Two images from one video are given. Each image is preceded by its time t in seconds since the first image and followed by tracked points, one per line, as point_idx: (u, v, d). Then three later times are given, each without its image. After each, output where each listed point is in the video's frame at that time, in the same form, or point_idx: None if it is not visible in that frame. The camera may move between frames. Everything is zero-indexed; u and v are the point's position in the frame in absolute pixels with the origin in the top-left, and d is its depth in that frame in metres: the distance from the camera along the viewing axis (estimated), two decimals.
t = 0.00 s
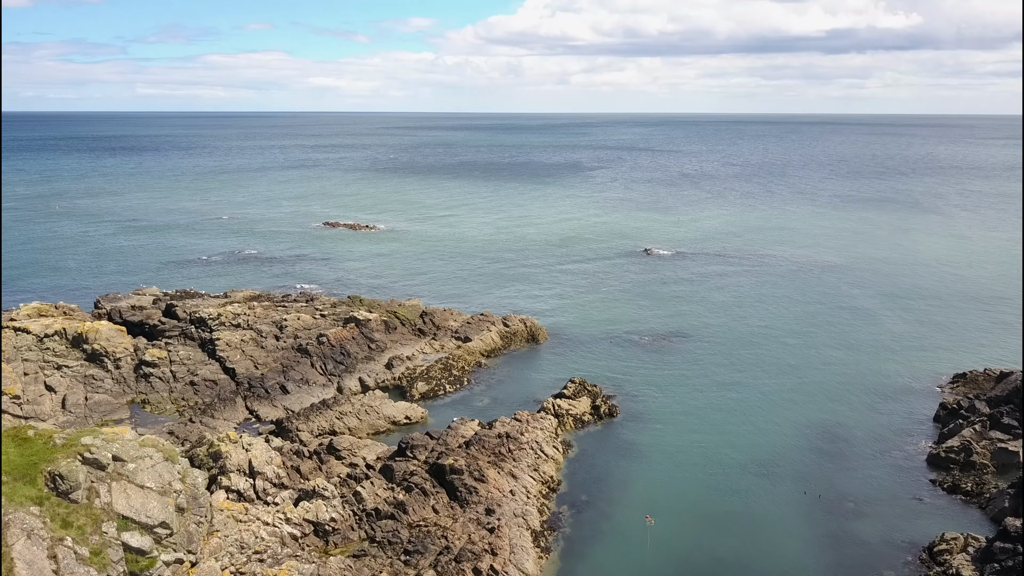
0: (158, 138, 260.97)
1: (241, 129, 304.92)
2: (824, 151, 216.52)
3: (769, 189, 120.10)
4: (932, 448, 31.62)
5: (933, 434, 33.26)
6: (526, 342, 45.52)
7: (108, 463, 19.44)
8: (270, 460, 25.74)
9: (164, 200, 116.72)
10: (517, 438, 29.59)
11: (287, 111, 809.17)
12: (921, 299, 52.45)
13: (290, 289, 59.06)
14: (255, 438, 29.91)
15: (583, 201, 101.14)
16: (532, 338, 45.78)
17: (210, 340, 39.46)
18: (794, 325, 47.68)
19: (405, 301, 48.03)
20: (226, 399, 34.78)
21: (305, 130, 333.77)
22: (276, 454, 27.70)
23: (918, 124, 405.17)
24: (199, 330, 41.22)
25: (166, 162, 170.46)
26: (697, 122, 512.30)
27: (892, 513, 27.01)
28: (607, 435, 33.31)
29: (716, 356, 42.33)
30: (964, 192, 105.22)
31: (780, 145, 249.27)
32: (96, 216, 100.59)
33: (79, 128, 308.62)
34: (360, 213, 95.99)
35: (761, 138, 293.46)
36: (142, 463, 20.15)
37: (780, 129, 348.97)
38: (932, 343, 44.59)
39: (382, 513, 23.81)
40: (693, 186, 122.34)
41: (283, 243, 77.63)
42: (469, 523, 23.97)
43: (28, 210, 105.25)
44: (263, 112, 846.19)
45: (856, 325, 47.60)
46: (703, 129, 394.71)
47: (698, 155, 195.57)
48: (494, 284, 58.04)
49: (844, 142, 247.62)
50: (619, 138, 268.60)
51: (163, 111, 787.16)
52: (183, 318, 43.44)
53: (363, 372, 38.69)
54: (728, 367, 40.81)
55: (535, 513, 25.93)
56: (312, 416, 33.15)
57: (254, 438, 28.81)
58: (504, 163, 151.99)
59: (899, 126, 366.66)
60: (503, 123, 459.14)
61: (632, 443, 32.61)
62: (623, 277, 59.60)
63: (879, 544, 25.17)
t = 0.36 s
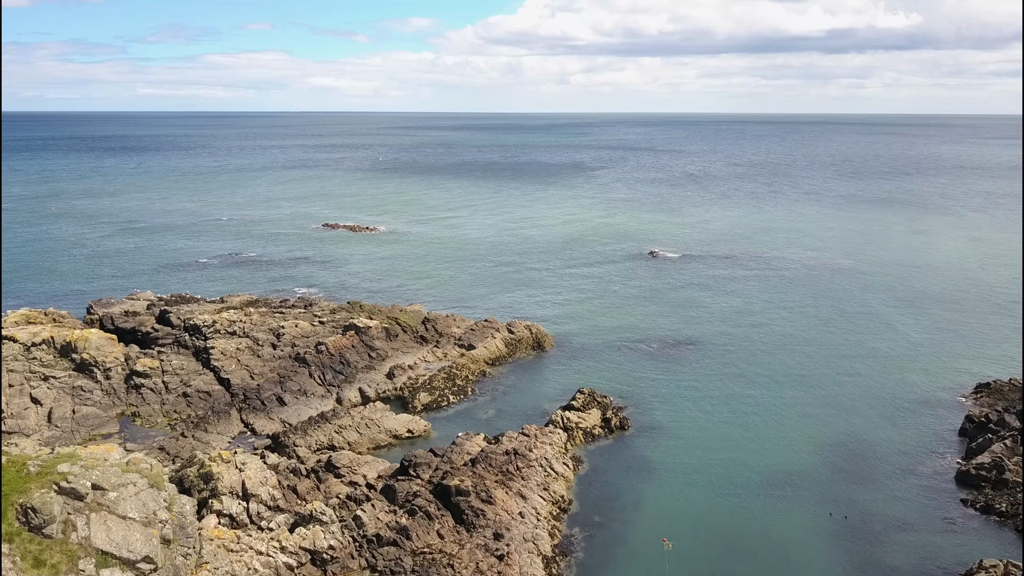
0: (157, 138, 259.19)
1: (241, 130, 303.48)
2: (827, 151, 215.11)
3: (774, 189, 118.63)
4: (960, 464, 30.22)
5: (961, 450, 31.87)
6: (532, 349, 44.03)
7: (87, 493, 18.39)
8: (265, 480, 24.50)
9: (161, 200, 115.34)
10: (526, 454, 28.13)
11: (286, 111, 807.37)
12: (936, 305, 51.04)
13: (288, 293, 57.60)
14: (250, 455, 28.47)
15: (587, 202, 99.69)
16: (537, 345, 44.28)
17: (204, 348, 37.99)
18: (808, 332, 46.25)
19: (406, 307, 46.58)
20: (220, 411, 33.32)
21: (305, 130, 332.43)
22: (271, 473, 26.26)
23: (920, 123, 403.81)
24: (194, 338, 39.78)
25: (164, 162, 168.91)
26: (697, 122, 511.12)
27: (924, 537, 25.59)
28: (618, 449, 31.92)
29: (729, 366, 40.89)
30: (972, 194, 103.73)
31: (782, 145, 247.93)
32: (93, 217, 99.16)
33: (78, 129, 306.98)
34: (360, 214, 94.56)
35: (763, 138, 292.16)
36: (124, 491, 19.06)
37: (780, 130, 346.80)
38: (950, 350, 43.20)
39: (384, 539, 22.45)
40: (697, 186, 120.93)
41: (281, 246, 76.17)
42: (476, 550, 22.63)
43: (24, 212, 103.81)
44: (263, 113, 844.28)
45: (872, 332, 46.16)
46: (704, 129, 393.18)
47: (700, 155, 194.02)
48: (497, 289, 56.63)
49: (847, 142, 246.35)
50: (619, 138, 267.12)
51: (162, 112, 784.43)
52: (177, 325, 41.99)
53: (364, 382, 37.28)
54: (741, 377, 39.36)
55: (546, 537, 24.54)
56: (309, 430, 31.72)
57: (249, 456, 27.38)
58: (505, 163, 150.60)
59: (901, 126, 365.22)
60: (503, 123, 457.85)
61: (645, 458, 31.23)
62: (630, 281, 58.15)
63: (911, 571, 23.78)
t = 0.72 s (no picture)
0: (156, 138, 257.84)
1: (241, 130, 302.00)
2: (829, 150, 213.84)
3: (778, 189, 117.29)
4: (992, 482, 28.90)
5: (990, 465, 30.54)
6: (538, 357, 42.56)
7: (62, 527, 17.15)
8: (258, 505, 23.22)
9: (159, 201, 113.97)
10: (535, 472, 26.75)
11: (286, 111, 806.96)
12: (952, 310, 49.74)
13: (286, 298, 56.13)
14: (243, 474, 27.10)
15: (590, 202, 98.32)
16: (543, 352, 42.78)
17: (198, 357, 36.56)
18: (823, 339, 44.80)
19: (407, 312, 45.14)
20: (213, 424, 31.88)
21: (305, 129, 331.28)
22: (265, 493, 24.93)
23: (922, 122, 402.58)
24: (188, 346, 38.38)
25: (162, 162, 167.46)
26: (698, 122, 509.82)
27: (957, 563, 24.29)
28: (631, 465, 30.55)
29: (744, 375, 39.45)
30: (980, 194, 102.37)
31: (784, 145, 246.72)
32: (89, 218, 97.77)
33: (77, 130, 305.73)
34: (360, 215, 93.17)
35: (765, 137, 291.11)
36: (104, 523, 17.85)
37: (782, 130, 345.72)
38: (970, 358, 41.85)
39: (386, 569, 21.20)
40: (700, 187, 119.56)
41: (279, 248, 74.74)
42: None
43: (19, 213, 102.40)
44: (263, 113, 842.81)
45: (890, 339, 44.76)
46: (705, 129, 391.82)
47: (702, 155, 192.69)
48: (500, 293, 55.26)
49: (849, 142, 245.14)
50: (620, 138, 265.72)
51: (162, 112, 783.98)
52: (171, 332, 40.58)
53: (364, 393, 35.85)
54: (756, 388, 37.91)
55: (558, 563, 23.22)
56: (307, 444, 30.29)
57: (243, 477, 26.12)
58: (506, 163, 149.25)
59: (902, 126, 363.91)
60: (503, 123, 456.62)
61: (659, 476, 29.82)
62: (638, 285, 56.70)
63: None
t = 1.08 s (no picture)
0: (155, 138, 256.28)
1: (241, 130, 301.16)
2: (833, 150, 212.47)
3: (784, 190, 115.88)
4: None
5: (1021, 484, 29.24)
6: (544, 365, 41.03)
7: (32, 567, 17.81)
8: (250, 531, 22.01)
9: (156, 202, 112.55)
10: (546, 493, 25.23)
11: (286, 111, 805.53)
12: (969, 316, 48.41)
13: (285, 303, 54.70)
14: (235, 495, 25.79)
15: (594, 203, 96.97)
16: (550, 360, 41.31)
17: (191, 367, 35.11)
18: (838, 346, 43.43)
19: (409, 318, 43.67)
20: (206, 439, 30.41)
21: (304, 129, 329.94)
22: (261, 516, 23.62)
23: (924, 122, 401.57)
24: (181, 355, 36.92)
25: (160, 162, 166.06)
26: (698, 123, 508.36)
27: None
28: (644, 483, 29.20)
29: (757, 385, 38.08)
30: (989, 195, 100.95)
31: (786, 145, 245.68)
32: (85, 220, 96.32)
33: (76, 131, 303.91)
34: (360, 217, 91.74)
35: (768, 138, 290.26)
36: (77, 562, 18.43)
37: (783, 130, 343.80)
38: (991, 366, 40.49)
39: None
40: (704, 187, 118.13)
41: (278, 250, 73.33)
42: None
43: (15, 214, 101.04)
44: (263, 113, 840.77)
45: (906, 346, 43.43)
46: (706, 128, 390.27)
47: (705, 155, 191.28)
48: (503, 297, 53.91)
49: (852, 142, 244.05)
50: (622, 138, 264.49)
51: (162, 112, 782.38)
52: (164, 340, 39.15)
53: (364, 405, 34.35)
54: (772, 399, 36.51)
55: None
56: (304, 460, 28.82)
57: (236, 498, 24.78)
58: (508, 163, 147.87)
59: (904, 126, 362.38)
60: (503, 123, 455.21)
61: (674, 495, 28.42)
62: (644, 288, 55.32)
63: None
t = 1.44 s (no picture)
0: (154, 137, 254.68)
1: (241, 131, 299.57)
2: (836, 149, 210.94)
3: (790, 189, 114.36)
4: None
5: None
6: (551, 373, 39.57)
7: None
8: (241, 560, 20.80)
9: (155, 202, 111.12)
10: (557, 515, 23.85)
11: (285, 111, 804.21)
12: (987, 322, 46.99)
13: (282, 308, 53.10)
14: (227, 519, 24.52)
15: (597, 203, 95.32)
16: (557, 368, 39.77)
17: (184, 377, 33.62)
18: (855, 353, 41.84)
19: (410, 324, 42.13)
20: (199, 455, 28.97)
21: (304, 129, 328.35)
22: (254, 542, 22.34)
23: (926, 121, 399.68)
24: (174, 364, 35.44)
25: (159, 162, 164.53)
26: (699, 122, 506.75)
27: None
28: (658, 501, 27.79)
29: (774, 395, 36.58)
30: (999, 196, 99.47)
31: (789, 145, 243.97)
32: (81, 220, 94.86)
33: (75, 130, 302.40)
34: (361, 217, 90.28)
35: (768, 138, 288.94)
36: None
37: (785, 129, 342.21)
38: (1013, 375, 39.07)
39: None
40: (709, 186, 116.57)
41: (276, 252, 71.87)
42: None
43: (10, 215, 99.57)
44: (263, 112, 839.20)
45: (924, 352, 42.04)
46: (708, 128, 388.68)
47: (708, 155, 189.74)
48: (507, 300, 52.44)
49: (855, 142, 242.24)
50: (623, 136, 262.84)
51: (161, 111, 781.32)
52: (156, 348, 37.65)
53: (364, 417, 32.89)
54: (788, 411, 35.11)
55: None
56: (302, 477, 27.41)
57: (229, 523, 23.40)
58: (509, 162, 146.30)
59: (906, 126, 360.82)
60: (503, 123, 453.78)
61: (692, 516, 26.94)
62: (652, 290, 53.83)
63: None
